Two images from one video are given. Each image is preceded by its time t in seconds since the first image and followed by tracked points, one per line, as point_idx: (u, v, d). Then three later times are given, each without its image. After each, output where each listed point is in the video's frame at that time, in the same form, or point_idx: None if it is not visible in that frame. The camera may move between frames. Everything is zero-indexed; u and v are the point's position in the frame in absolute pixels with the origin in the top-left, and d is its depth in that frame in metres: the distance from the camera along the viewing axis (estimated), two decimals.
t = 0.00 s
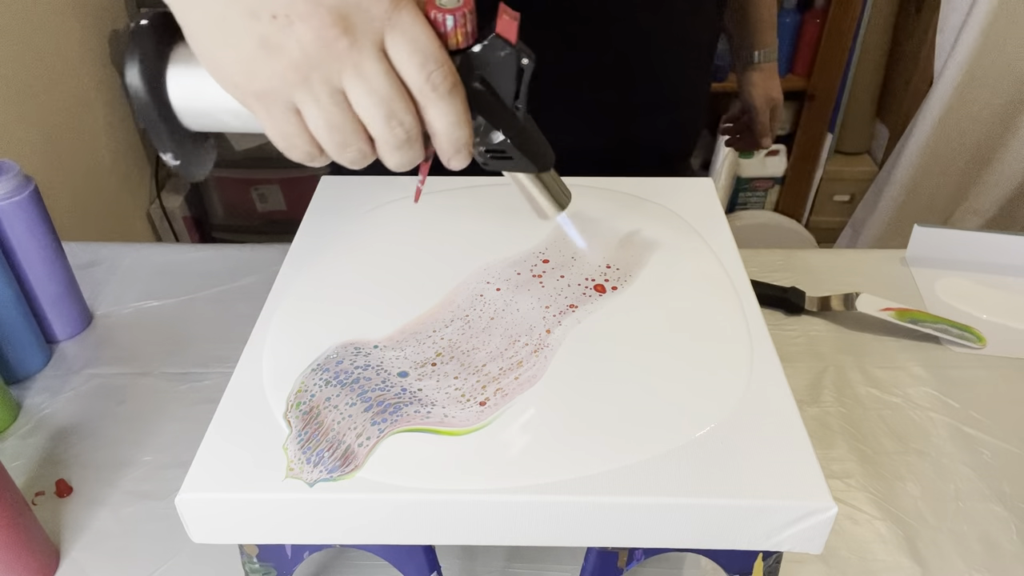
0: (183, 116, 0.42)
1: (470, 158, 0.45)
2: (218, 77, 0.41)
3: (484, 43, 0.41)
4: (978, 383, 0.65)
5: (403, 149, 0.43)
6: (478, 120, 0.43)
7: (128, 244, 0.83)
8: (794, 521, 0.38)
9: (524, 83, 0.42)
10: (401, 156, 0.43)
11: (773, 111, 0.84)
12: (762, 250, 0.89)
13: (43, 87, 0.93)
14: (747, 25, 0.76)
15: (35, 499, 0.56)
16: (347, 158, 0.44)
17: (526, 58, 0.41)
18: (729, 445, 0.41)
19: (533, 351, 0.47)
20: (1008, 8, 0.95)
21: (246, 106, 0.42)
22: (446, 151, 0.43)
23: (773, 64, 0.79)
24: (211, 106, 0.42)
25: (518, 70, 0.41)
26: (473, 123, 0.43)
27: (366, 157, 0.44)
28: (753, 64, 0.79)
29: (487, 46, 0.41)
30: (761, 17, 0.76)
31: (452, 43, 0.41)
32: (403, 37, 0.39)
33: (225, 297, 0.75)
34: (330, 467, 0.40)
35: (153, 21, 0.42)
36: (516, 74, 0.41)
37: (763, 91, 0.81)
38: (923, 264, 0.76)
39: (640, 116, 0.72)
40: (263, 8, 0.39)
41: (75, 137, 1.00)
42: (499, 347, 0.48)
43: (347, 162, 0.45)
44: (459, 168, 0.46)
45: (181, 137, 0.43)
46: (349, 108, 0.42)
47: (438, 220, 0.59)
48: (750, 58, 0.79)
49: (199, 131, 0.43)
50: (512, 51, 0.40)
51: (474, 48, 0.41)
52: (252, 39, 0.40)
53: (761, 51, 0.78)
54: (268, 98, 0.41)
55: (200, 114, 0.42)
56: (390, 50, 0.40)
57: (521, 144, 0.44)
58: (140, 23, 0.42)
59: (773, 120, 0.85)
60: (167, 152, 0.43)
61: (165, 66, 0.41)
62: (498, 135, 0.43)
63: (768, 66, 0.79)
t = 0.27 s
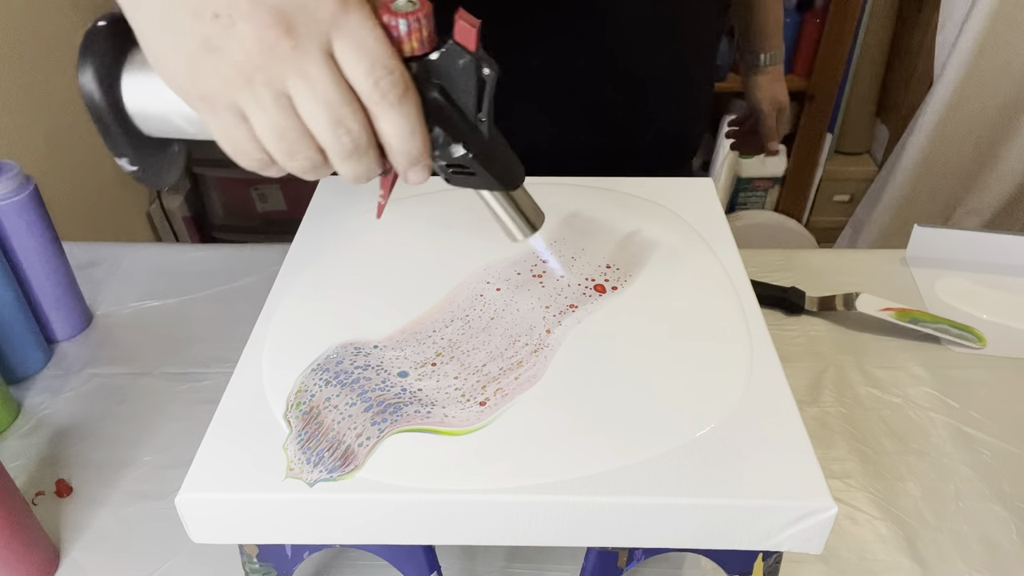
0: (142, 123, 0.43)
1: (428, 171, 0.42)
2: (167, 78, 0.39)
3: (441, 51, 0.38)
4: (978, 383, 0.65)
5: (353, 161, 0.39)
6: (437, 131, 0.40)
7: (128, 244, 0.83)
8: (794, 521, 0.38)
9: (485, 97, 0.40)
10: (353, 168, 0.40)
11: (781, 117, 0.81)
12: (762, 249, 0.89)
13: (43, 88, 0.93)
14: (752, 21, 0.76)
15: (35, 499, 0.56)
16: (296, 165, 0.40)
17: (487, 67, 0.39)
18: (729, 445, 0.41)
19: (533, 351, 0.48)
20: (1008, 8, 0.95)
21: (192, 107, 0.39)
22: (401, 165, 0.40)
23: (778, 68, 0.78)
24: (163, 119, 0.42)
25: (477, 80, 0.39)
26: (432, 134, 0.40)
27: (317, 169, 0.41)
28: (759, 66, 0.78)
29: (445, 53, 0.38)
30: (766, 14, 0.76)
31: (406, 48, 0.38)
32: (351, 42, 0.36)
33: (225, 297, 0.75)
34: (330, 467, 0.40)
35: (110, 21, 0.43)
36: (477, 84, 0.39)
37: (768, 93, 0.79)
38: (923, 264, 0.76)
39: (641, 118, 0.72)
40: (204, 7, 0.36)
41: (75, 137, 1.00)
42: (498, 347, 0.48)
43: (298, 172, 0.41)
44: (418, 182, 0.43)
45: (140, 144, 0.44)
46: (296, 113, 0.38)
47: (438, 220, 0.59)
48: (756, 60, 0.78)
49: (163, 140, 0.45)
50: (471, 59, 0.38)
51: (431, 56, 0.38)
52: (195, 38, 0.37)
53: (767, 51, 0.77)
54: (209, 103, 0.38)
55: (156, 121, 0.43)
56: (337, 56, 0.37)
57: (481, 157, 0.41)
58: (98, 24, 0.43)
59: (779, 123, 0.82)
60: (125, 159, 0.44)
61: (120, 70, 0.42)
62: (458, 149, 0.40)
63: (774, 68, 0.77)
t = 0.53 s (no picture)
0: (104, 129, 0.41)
1: (393, 188, 0.42)
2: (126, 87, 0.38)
3: (406, 70, 0.38)
4: (978, 383, 0.65)
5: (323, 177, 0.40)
6: (400, 151, 0.40)
7: (128, 244, 0.83)
8: (794, 521, 0.38)
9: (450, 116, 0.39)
10: (318, 184, 0.40)
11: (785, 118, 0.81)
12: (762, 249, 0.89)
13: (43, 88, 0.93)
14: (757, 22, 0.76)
15: (35, 499, 0.56)
16: (255, 182, 0.40)
17: (452, 88, 0.38)
18: (729, 445, 0.41)
19: (533, 351, 0.47)
20: (1008, 8, 0.95)
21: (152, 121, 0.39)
22: (362, 179, 0.40)
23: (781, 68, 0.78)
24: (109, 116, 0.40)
25: (441, 101, 0.38)
26: (394, 154, 0.40)
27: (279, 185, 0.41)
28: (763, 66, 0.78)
29: (408, 74, 0.38)
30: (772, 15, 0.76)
31: (370, 67, 0.38)
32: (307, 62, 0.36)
33: (224, 297, 0.75)
34: (330, 467, 0.40)
35: (74, 27, 0.42)
36: (441, 104, 0.39)
37: (771, 93, 0.78)
38: (923, 264, 0.76)
39: (642, 117, 0.72)
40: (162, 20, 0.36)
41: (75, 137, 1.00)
42: (498, 346, 0.48)
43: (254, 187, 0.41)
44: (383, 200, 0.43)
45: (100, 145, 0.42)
46: (252, 128, 0.38)
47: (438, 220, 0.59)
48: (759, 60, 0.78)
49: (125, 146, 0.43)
50: (435, 80, 0.38)
51: (396, 75, 0.38)
52: (155, 52, 0.36)
53: (771, 52, 0.77)
54: (167, 117, 0.38)
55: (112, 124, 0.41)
56: (297, 73, 0.36)
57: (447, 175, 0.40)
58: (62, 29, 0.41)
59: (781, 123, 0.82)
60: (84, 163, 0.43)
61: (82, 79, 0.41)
62: (422, 169, 0.40)
63: (778, 68, 0.78)
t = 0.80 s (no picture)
0: (62, 129, 0.39)
1: (355, 193, 0.40)
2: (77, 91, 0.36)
3: (363, 77, 0.37)
4: (978, 383, 0.65)
5: (283, 180, 0.37)
6: (360, 158, 0.39)
7: (128, 244, 0.83)
8: (794, 521, 0.38)
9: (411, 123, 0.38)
10: (280, 187, 0.38)
11: (786, 120, 0.81)
12: (762, 249, 0.89)
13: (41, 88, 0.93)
14: (759, 22, 0.77)
15: (35, 499, 0.56)
16: (212, 185, 0.38)
17: (411, 95, 0.37)
18: (729, 445, 0.41)
19: (533, 351, 0.47)
20: (1008, 8, 0.95)
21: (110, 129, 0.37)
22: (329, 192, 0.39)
23: (783, 69, 0.78)
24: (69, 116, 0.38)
25: (400, 106, 0.37)
26: (353, 161, 0.39)
27: (239, 187, 0.38)
28: (765, 66, 0.77)
29: (364, 82, 0.37)
30: (773, 15, 0.76)
31: (325, 74, 0.36)
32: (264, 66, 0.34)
33: (224, 297, 0.75)
34: (330, 467, 0.40)
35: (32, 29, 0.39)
36: (400, 111, 0.37)
37: (773, 95, 0.78)
38: (923, 264, 0.76)
39: (642, 117, 0.72)
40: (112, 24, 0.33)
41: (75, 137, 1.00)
42: (498, 347, 0.48)
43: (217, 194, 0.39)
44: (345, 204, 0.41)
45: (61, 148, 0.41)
46: (207, 133, 0.35)
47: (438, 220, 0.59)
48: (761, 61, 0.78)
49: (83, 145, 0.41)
50: (393, 87, 0.36)
51: (352, 82, 0.37)
52: (104, 56, 0.34)
53: (772, 52, 0.77)
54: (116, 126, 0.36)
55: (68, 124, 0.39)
56: (249, 79, 0.34)
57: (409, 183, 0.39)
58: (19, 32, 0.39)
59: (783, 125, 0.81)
60: (47, 166, 0.41)
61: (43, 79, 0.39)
62: (383, 176, 0.39)
63: (780, 68, 0.78)
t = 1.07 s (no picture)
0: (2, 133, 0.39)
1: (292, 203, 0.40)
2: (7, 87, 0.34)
3: (298, 85, 0.37)
4: (978, 382, 0.65)
5: (213, 187, 0.37)
6: (296, 168, 0.37)
7: (128, 244, 0.83)
8: (794, 521, 0.38)
9: (349, 135, 0.37)
10: (210, 195, 0.37)
11: (789, 118, 0.80)
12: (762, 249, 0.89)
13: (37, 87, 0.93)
14: (761, 22, 0.76)
15: (35, 499, 0.56)
16: (143, 190, 0.37)
17: (350, 104, 0.37)
18: (729, 445, 0.41)
19: (533, 351, 0.47)
20: (1008, 6, 0.95)
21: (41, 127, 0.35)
22: (260, 196, 0.38)
23: (786, 69, 0.78)
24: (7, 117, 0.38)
25: (338, 118, 0.37)
26: (289, 171, 0.37)
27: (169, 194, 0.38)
28: (767, 66, 0.77)
29: (300, 89, 0.37)
30: (775, 16, 0.76)
31: (259, 80, 0.36)
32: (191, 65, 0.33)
33: (224, 297, 0.75)
34: (330, 467, 0.40)
35: None
36: (338, 123, 0.37)
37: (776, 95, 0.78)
38: (923, 264, 0.76)
39: (642, 116, 0.72)
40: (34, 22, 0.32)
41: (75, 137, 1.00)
42: (498, 347, 0.48)
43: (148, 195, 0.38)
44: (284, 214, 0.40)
45: None
46: (132, 137, 0.34)
47: (437, 219, 0.59)
48: (763, 61, 0.78)
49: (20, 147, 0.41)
50: (329, 96, 0.37)
51: (288, 89, 0.37)
52: (30, 54, 0.33)
53: (775, 52, 0.77)
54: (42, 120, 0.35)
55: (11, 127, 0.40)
56: (178, 83, 0.33)
57: (350, 194, 0.38)
58: None
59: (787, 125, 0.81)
60: None
61: None
62: (319, 187, 0.38)
63: (783, 68, 0.77)
